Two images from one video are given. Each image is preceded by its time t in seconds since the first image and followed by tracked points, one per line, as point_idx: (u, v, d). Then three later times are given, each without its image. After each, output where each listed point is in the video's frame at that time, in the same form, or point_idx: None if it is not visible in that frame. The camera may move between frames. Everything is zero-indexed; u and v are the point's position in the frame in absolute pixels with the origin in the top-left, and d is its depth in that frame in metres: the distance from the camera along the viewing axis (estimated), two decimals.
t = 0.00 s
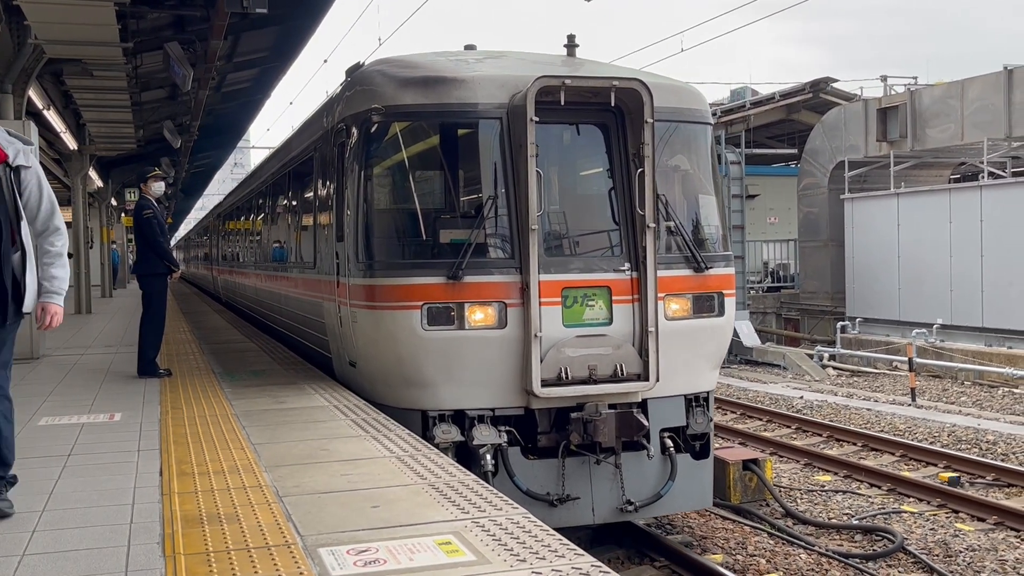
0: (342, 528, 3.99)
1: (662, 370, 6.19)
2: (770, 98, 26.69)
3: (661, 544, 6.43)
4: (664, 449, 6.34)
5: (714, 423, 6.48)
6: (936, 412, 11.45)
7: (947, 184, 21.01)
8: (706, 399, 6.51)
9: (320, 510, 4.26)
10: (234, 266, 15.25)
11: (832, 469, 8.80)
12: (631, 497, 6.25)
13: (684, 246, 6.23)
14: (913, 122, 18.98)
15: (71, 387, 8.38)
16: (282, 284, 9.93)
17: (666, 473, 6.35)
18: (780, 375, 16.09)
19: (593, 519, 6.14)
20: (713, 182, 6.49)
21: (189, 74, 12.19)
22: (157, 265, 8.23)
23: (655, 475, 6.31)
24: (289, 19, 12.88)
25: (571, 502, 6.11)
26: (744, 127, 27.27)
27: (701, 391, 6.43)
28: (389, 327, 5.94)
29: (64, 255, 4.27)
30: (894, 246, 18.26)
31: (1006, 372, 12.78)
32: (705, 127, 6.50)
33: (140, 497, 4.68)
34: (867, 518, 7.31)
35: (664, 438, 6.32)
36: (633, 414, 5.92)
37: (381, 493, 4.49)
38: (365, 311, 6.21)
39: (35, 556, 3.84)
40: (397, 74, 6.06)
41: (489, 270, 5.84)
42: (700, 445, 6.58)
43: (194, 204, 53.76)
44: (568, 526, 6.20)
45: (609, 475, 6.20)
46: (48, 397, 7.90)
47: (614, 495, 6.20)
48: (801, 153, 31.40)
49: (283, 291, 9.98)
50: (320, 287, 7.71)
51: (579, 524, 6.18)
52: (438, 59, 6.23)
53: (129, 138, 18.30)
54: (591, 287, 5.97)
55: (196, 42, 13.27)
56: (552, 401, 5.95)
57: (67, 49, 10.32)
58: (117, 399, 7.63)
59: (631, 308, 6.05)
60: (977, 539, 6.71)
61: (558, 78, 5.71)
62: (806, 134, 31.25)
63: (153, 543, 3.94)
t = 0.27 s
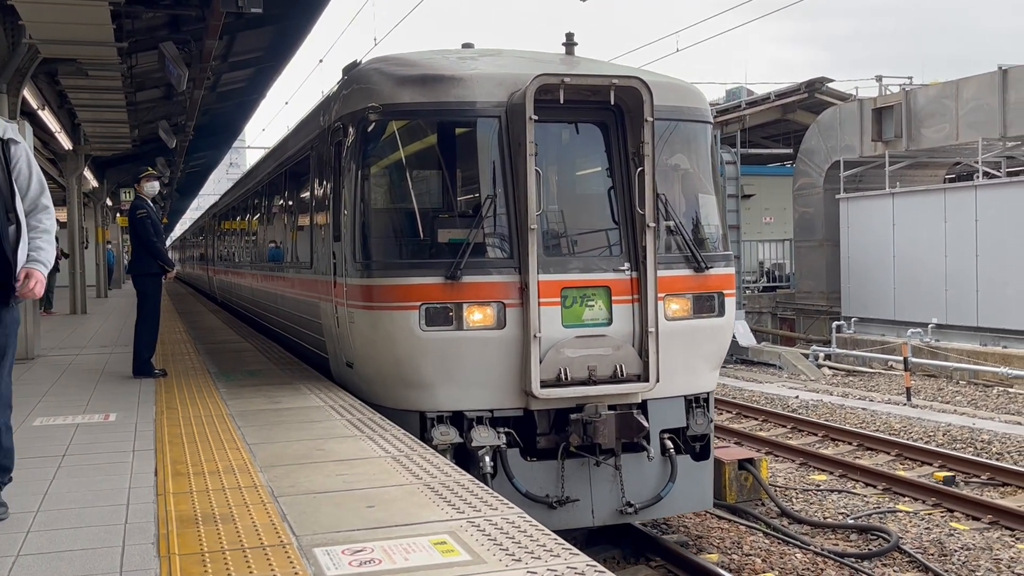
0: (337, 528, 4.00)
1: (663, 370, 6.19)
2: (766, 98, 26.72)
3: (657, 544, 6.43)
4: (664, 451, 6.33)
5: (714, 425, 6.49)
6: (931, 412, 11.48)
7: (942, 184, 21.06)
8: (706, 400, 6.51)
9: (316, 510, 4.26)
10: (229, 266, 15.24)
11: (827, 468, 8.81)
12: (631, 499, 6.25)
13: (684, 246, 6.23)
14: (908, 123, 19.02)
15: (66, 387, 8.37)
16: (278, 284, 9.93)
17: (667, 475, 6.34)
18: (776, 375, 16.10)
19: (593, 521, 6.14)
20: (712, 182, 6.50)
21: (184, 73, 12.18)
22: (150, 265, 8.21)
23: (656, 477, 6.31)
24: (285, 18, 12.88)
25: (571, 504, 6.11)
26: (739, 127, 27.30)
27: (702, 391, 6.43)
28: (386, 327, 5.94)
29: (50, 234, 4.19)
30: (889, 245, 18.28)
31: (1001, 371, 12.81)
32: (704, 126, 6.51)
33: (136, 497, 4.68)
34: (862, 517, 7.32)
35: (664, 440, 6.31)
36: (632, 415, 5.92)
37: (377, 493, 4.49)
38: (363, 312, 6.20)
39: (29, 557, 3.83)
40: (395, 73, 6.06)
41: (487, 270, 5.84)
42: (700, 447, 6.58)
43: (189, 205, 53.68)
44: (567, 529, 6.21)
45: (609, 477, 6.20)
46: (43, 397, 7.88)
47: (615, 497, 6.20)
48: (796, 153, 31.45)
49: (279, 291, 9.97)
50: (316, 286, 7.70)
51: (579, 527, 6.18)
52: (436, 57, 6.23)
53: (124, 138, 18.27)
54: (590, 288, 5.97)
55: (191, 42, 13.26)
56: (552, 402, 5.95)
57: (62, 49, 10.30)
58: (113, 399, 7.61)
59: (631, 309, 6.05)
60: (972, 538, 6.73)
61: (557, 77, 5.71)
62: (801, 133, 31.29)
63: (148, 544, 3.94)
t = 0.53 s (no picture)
0: (333, 529, 4.00)
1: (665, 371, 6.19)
2: (762, 99, 26.75)
3: (654, 545, 6.44)
4: (666, 454, 6.34)
5: (716, 427, 6.50)
6: (926, 412, 11.50)
7: (937, 184, 21.11)
8: (708, 402, 6.52)
9: (312, 511, 4.26)
10: (225, 267, 15.22)
11: (822, 469, 8.83)
12: (632, 502, 6.24)
13: (685, 247, 6.24)
14: (903, 124, 19.06)
15: (62, 388, 8.36)
16: (275, 285, 9.92)
17: (669, 477, 6.34)
18: (772, 376, 16.11)
19: (595, 525, 6.12)
20: (714, 182, 6.50)
21: (180, 74, 12.18)
22: (145, 265, 8.20)
23: (657, 479, 6.30)
24: (281, 19, 12.87)
25: (572, 507, 6.09)
26: (735, 128, 27.33)
27: (704, 393, 6.44)
28: (385, 328, 5.93)
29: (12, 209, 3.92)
30: (885, 246, 18.31)
31: (996, 372, 12.84)
32: (706, 126, 6.52)
33: (131, 499, 4.67)
34: (858, 517, 7.33)
35: (666, 442, 6.32)
36: (634, 418, 5.91)
37: (373, 494, 4.49)
38: (361, 313, 6.19)
39: (25, 558, 3.83)
40: (394, 71, 6.06)
41: (487, 270, 5.84)
42: (702, 450, 6.57)
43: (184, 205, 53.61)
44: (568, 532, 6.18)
45: (610, 480, 6.18)
46: (38, 398, 7.86)
47: (616, 500, 6.18)
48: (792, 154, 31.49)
49: (276, 292, 9.97)
50: (313, 287, 7.69)
51: (580, 530, 6.16)
52: (435, 56, 6.22)
53: (120, 138, 18.24)
54: (592, 289, 5.97)
55: (186, 43, 13.25)
56: (552, 404, 5.96)
57: (57, 49, 10.28)
58: (108, 400, 7.59)
59: (633, 310, 6.06)
60: (967, 538, 6.74)
61: (558, 76, 5.71)
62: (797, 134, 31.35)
63: (143, 545, 3.93)
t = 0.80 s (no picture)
0: (328, 530, 3.99)
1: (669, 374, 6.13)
2: (757, 100, 26.79)
3: (650, 546, 6.45)
4: (669, 457, 6.30)
5: (720, 430, 6.43)
6: (922, 412, 11.53)
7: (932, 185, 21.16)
8: (711, 404, 6.48)
9: (308, 512, 4.25)
10: (221, 267, 15.19)
11: (818, 469, 8.84)
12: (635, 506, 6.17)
13: (688, 247, 6.18)
14: (899, 125, 19.10)
15: (57, 389, 8.34)
16: (271, 285, 9.89)
17: (672, 481, 6.28)
18: (768, 376, 16.13)
19: (597, 529, 6.04)
20: (717, 182, 6.46)
21: (175, 74, 12.17)
22: (140, 265, 8.19)
23: (660, 483, 6.25)
24: (276, 19, 12.86)
25: (574, 511, 6.00)
26: (731, 128, 27.36)
27: (706, 395, 6.40)
28: (385, 330, 5.88)
29: None
30: (880, 247, 18.34)
31: (991, 372, 12.87)
32: (708, 125, 6.47)
33: (127, 499, 4.66)
34: (853, 517, 7.34)
35: (669, 445, 6.28)
36: (637, 420, 5.87)
37: (369, 495, 4.49)
38: (360, 314, 6.13)
39: (19, 559, 3.82)
40: (393, 69, 6.03)
41: (488, 271, 5.78)
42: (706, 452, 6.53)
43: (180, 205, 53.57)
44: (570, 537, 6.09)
45: (613, 483, 6.11)
46: (33, 399, 7.84)
47: (619, 503, 6.12)
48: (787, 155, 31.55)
49: (272, 292, 9.92)
50: (311, 288, 7.66)
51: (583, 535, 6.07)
52: (435, 54, 6.19)
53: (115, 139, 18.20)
54: (594, 290, 5.91)
55: (182, 43, 13.24)
56: (554, 407, 5.89)
57: (51, 49, 10.26)
58: (102, 401, 7.57)
59: (636, 311, 5.99)
60: (962, 539, 6.75)
61: (560, 73, 5.66)
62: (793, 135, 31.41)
63: (139, 546, 3.93)
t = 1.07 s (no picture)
0: (324, 530, 3.99)
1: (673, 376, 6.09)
2: (753, 101, 26.80)
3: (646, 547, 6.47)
4: (674, 461, 6.27)
5: (725, 433, 6.37)
6: (917, 413, 11.55)
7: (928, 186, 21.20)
8: (717, 407, 6.41)
9: (304, 513, 4.25)
10: (217, 268, 15.16)
11: (815, 470, 8.84)
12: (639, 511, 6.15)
13: (694, 247, 6.10)
14: (894, 126, 19.14)
15: (52, 390, 8.32)
16: (268, 286, 9.87)
17: (677, 486, 6.26)
18: (763, 377, 16.14)
19: (601, 534, 6.03)
20: (724, 181, 6.35)
21: (171, 75, 12.20)
22: (136, 266, 8.16)
23: (665, 488, 6.23)
24: (272, 19, 12.84)
25: (577, 516, 6.00)
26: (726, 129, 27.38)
27: (711, 399, 6.34)
28: (385, 332, 5.79)
29: None
30: (876, 247, 18.36)
31: (986, 373, 12.89)
32: (713, 123, 6.38)
33: (122, 500, 4.66)
34: (849, 518, 7.34)
35: (674, 449, 6.24)
36: (641, 424, 5.82)
37: (364, 496, 4.48)
38: (360, 315, 6.05)
39: (14, 560, 3.82)
40: (393, 66, 5.96)
41: (490, 272, 5.70)
42: (710, 456, 6.48)
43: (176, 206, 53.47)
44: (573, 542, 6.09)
45: (617, 488, 6.09)
46: (29, 400, 7.83)
47: (623, 509, 6.09)
48: (783, 156, 31.57)
49: (269, 293, 9.88)
50: (309, 289, 7.61)
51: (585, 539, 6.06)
52: (435, 52, 6.12)
53: (111, 139, 18.18)
54: (598, 291, 5.85)
55: (178, 43, 13.23)
56: (557, 410, 5.84)
57: (46, 49, 10.24)
58: (97, 402, 7.55)
59: (639, 313, 5.93)
60: (957, 539, 6.77)
61: (562, 71, 5.57)
62: (789, 136, 31.47)
63: (134, 547, 3.92)
